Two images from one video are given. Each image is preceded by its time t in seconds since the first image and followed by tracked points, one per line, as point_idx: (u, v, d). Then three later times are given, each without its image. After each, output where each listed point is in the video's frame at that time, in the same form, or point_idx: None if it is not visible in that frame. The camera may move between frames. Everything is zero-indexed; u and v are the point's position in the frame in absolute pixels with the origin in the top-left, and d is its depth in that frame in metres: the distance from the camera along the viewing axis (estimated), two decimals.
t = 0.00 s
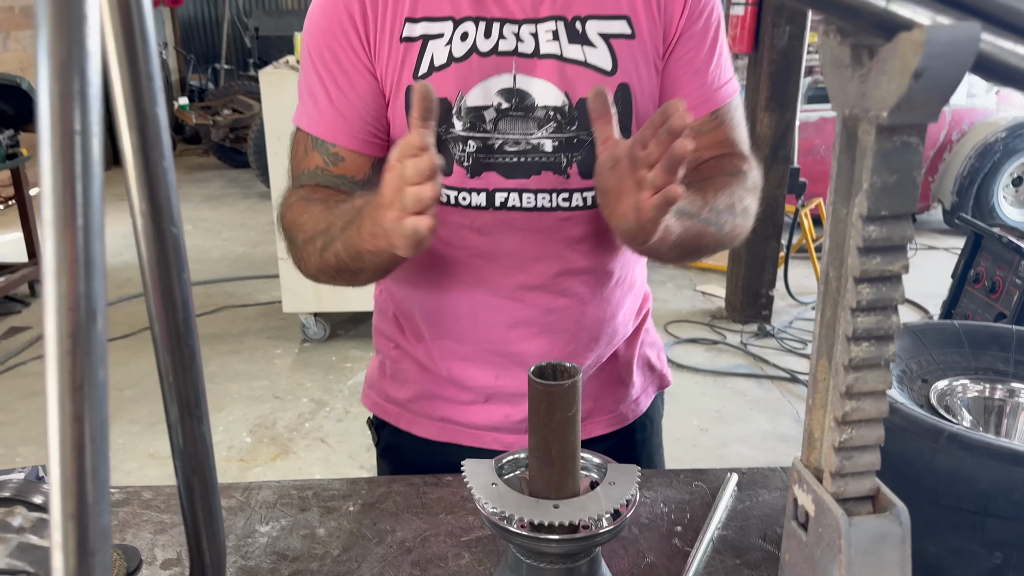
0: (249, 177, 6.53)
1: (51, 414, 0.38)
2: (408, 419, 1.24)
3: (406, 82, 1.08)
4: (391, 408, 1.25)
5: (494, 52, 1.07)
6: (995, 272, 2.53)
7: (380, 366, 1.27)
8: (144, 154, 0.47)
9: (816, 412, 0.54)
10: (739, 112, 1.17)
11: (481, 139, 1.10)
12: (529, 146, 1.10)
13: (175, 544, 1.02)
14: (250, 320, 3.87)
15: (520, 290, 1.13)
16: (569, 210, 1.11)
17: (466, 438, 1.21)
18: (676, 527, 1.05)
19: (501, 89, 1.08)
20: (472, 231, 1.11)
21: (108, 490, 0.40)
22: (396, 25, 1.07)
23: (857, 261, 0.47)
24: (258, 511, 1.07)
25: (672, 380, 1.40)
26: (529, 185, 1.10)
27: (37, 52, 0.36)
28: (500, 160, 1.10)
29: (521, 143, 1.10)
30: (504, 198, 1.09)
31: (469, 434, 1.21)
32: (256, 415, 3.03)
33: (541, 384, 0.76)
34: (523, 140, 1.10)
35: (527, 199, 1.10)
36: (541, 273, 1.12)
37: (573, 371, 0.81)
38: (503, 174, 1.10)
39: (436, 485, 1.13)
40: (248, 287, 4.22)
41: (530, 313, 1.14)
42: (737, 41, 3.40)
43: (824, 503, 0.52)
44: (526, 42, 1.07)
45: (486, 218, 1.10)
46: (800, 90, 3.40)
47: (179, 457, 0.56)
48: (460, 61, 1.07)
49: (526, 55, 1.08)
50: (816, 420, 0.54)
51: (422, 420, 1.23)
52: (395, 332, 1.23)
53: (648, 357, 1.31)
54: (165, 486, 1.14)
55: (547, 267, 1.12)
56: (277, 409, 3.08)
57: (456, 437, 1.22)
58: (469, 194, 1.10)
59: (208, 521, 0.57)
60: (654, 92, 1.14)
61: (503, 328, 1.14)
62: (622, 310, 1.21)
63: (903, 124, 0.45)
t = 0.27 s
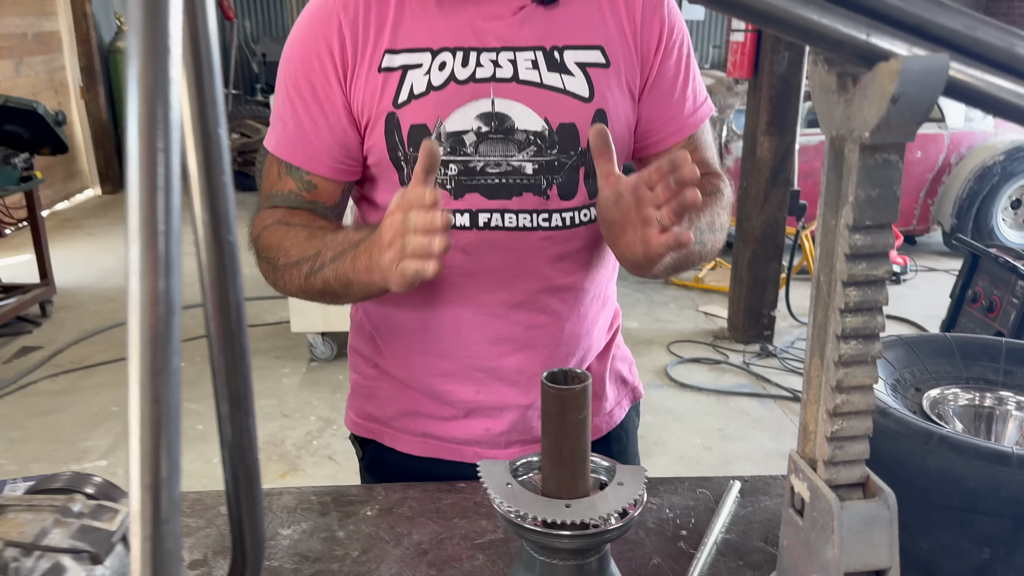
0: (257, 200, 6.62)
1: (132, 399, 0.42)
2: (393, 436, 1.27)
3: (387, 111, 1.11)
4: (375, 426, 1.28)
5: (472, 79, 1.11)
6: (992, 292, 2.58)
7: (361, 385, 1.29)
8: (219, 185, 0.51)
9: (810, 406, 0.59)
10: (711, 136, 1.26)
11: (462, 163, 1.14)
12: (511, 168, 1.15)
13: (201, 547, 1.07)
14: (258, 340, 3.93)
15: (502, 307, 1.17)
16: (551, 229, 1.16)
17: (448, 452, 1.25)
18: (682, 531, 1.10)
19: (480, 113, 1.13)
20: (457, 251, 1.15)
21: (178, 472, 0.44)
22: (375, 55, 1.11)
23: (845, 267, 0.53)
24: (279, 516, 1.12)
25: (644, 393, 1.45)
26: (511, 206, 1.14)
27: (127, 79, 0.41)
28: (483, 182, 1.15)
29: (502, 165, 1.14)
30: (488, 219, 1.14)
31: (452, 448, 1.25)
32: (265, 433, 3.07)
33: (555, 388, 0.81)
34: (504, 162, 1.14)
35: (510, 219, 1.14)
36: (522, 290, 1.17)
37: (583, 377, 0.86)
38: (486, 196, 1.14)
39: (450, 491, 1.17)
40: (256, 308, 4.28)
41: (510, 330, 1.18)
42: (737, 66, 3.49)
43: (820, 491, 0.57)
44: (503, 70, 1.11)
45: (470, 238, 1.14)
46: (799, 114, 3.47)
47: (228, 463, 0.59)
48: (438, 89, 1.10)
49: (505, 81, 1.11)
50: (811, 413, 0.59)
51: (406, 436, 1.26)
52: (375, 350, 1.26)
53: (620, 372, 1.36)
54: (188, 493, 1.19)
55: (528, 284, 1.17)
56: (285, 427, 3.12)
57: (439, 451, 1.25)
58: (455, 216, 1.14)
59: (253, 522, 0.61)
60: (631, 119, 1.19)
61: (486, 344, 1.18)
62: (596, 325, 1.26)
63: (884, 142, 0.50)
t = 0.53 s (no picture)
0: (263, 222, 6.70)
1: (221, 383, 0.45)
2: (396, 449, 1.31)
3: (389, 133, 1.18)
4: (380, 440, 1.32)
5: (469, 103, 1.17)
6: (990, 309, 2.64)
7: (365, 400, 1.33)
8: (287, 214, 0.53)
9: (814, 401, 0.65)
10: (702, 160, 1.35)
11: (460, 180, 1.19)
12: (507, 186, 1.20)
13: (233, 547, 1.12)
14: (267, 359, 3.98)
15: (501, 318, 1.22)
16: (548, 244, 1.21)
17: (451, 464, 1.29)
18: (692, 532, 1.15)
19: (477, 134, 1.18)
20: (458, 266, 1.20)
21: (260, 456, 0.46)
22: (378, 81, 1.17)
23: (846, 271, 0.59)
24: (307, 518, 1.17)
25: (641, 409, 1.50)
26: (507, 222, 1.19)
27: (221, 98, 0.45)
28: (481, 200, 1.19)
29: (499, 183, 1.20)
30: (487, 234, 1.19)
31: (453, 460, 1.29)
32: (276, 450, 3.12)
33: (574, 390, 0.87)
34: (500, 180, 1.20)
35: (508, 234, 1.19)
36: (519, 301, 1.22)
37: (600, 381, 0.92)
38: (484, 212, 1.20)
39: (469, 495, 1.22)
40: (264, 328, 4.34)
41: (509, 341, 1.24)
42: (738, 91, 3.59)
43: (825, 478, 0.62)
44: (500, 93, 1.17)
45: (471, 253, 1.19)
46: (799, 137, 3.54)
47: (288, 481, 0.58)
48: (437, 112, 1.17)
49: (502, 104, 1.18)
50: (815, 406, 0.65)
51: (410, 449, 1.30)
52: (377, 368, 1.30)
53: (615, 386, 1.40)
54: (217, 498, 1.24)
55: (525, 297, 1.22)
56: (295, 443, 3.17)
57: (442, 463, 1.29)
58: (453, 231, 1.19)
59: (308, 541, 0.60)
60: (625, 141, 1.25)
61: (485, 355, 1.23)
62: (593, 339, 1.31)
63: (878, 160, 0.56)
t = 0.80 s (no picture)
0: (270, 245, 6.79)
1: (300, 368, 0.54)
2: (411, 455, 1.38)
3: (404, 150, 1.27)
4: (396, 447, 1.39)
5: (479, 122, 1.26)
6: (985, 329, 2.71)
7: (383, 409, 1.41)
8: (351, 230, 0.57)
9: (814, 396, 0.72)
10: (708, 177, 1.35)
11: (469, 195, 1.28)
12: (513, 200, 1.28)
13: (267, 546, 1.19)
14: (276, 379, 4.04)
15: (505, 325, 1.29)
16: (551, 255, 1.27)
17: (463, 469, 1.36)
18: (700, 531, 1.22)
19: (486, 150, 1.27)
20: (465, 274, 1.28)
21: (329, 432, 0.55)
22: (395, 102, 1.28)
23: (840, 278, 0.66)
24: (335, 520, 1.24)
25: (646, 423, 1.56)
26: (512, 233, 1.27)
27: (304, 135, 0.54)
28: (488, 212, 1.28)
29: (504, 197, 1.27)
30: (492, 244, 1.28)
31: (465, 464, 1.35)
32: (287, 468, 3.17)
33: (592, 393, 0.94)
34: (506, 194, 1.27)
35: (512, 245, 1.27)
36: (523, 309, 1.28)
37: (615, 386, 0.99)
38: (490, 224, 1.28)
39: (489, 498, 1.29)
40: (272, 349, 4.40)
41: (512, 348, 1.30)
42: (738, 118, 3.67)
43: (824, 463, 0.69)
44: (507, 113, 1.26)
45: (477, 261, 1.28)
46: (798, 162, 3.62)
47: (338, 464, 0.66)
48: (449, 130, 1.26)
49: (508, 123, 1.26)
50: (814, 401, 0.72)
51: (424, 454, 1.37)
52: (392, 377, 1.38)
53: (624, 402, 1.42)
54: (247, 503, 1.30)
55: (529, 305, 1.28)
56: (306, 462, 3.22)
57: (454, 467, 1.36)
58: (461, 242, 1.28)
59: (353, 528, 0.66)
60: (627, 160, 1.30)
61: (491, 360, 1.30)
62: (597, 351, 1.35)
63: (868, 180, 0.64)
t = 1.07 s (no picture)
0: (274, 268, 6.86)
1: (343, 371, 0.61)
2: (429, 463, 1.44)
3: (425, 176, 1.36)
4: (416, 455, 1.45)
5: (495, 150, 1.34)
6: (980, 349, 2.77)
7: (405, 419, 1.47)
8: (387, 255, 0.66)
9: (808, 403, 0.78)
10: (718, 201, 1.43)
11: (484, 218, 1.35)
12: (527, 223, 1.34)
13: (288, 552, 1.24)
14: (282, 400, 4.09)
15: (517, 341, 1.34)
16: (562, 276, 1.34)
17: (477, 476, 1.41)
18: (702, 538, 1.27)
19: (501, 176, 1.35)
20: (479, 292, 1.34)
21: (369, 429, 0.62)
22: (417, 131, 1.36)
23: (829, 290, 0.73)
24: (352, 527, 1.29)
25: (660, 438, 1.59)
26: (524, 255, 1.34)
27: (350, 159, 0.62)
28: (502, 234, 1.35)
29: (519, 220, 1.35)
30: (506, 264, 1.34)
31: (479, 473, 1.40)
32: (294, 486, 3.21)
33: (601, 401, 1.00)
34: (520, 218, 1.35)
35: (524, 265, 1.34)
36: (535, 326, 1.34)
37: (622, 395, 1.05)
38: (504, 246, 1.35)
39: (499, 507, 1.34)
40: (278, 370, 4.45)
41: (525, 364, 1.35)
42: (737, 143, 3.75)
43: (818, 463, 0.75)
44: (522, 141, 1.34)
45: (491, 280, 1.34)
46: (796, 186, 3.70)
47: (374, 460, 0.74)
48: (467, 157, 1.34)
49: (522, 150, 1.34)
50: (808, 406, 0.77)
51: (440, 463, 1.43)
52: (413, 389, 1.44)
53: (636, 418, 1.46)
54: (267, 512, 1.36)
55: (541, 322, 1.34)
56: (313, 480, 3.26)
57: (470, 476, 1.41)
58: (477, 262, 1.35)
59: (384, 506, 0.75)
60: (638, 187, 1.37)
61: (504, 374, 1.36)
62: (609, 367, 1.39)
63: (856, 202, 0.71)
